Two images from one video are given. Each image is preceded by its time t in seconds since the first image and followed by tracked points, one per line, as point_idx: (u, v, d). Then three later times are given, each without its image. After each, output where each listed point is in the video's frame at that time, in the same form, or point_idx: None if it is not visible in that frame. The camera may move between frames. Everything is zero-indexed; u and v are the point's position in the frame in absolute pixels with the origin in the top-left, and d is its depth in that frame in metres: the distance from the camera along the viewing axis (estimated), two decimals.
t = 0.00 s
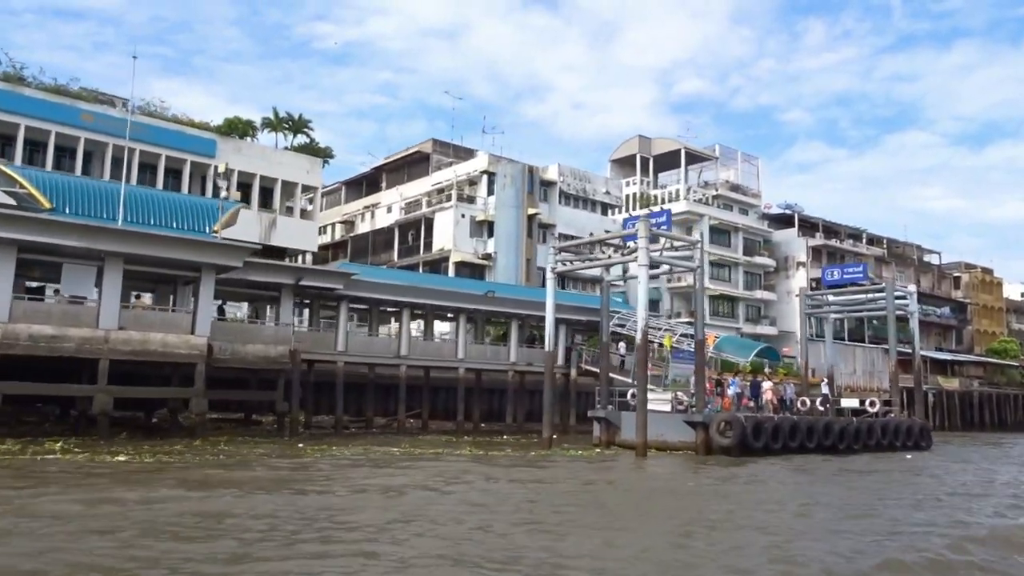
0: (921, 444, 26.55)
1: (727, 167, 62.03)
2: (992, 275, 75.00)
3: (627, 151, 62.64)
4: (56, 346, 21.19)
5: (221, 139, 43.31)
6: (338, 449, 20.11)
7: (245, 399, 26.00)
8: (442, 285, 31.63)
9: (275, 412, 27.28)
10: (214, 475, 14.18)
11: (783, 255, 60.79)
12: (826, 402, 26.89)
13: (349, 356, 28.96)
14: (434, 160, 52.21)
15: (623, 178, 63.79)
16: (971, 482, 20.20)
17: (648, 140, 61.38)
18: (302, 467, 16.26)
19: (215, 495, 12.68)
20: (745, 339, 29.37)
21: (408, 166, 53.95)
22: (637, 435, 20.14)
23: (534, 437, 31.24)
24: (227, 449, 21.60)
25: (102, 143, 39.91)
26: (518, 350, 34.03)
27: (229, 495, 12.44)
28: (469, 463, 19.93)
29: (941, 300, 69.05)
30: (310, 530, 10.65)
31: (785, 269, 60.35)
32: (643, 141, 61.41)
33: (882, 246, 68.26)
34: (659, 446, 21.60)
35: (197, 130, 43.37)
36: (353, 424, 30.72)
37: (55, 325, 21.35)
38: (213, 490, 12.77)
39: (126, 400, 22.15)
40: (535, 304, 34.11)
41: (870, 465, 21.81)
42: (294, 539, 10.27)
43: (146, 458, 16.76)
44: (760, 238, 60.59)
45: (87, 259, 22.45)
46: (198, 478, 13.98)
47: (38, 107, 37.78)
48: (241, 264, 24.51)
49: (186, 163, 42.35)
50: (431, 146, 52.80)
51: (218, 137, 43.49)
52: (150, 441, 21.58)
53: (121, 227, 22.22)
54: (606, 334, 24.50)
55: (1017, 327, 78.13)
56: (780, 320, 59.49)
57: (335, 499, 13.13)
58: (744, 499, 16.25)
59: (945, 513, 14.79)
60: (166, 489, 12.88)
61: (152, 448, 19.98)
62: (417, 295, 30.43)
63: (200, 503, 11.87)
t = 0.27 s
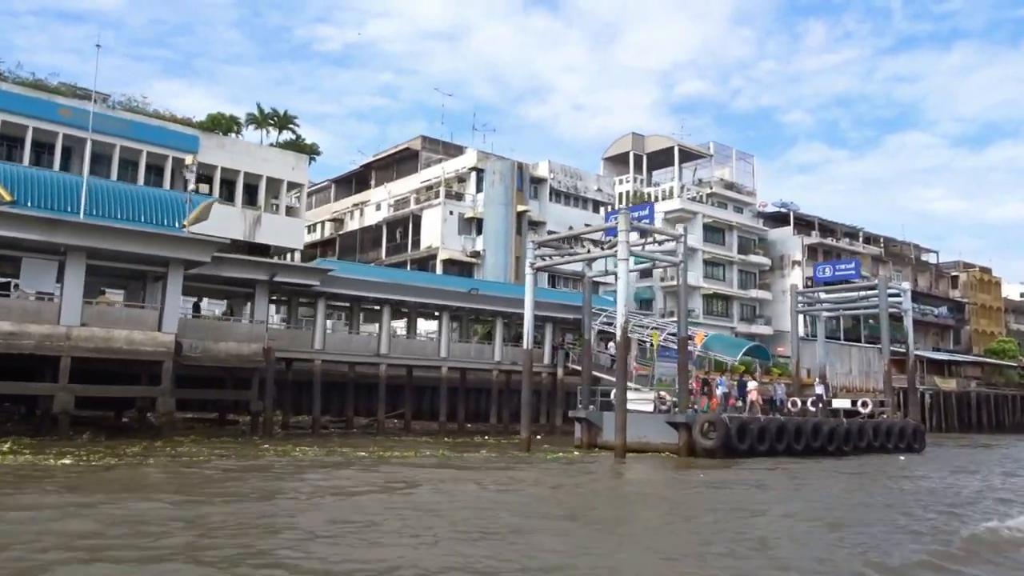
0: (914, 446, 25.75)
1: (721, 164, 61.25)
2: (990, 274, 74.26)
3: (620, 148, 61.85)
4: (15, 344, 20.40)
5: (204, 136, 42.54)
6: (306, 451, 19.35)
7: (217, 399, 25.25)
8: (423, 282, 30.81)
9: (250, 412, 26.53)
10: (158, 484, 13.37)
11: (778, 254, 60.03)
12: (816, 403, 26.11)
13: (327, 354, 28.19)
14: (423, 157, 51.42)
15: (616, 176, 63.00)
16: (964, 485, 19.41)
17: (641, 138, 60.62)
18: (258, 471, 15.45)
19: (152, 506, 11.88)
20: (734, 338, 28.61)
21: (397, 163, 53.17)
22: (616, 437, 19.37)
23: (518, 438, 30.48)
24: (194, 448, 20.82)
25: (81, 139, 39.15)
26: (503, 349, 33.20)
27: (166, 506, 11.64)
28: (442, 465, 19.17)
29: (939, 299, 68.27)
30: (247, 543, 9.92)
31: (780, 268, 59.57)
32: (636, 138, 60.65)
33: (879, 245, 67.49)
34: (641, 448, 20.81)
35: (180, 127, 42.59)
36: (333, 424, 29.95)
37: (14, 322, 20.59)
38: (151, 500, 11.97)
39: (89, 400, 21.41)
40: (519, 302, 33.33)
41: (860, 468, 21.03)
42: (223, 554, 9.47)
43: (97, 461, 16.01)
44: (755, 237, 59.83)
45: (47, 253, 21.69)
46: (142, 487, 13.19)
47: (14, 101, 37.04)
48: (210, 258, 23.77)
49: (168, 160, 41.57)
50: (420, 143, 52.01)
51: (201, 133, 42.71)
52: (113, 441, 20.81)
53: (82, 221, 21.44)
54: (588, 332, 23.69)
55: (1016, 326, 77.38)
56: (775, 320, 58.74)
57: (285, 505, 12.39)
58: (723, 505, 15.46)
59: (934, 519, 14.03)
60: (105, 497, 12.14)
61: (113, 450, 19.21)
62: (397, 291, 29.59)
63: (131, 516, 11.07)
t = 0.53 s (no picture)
0: (909, 447, 24.94)
1: (716, 163, 60.50)
2: (990, 274, 73.47)
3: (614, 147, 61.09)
4: None
5: (188, 135, 41.86)
6: (273, 454, 18.56)
7: (189, 402, 24.51)
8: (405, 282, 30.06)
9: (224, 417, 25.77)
10: (100, 488, 12.54)
11: (774, 254, 59.29)
12: (808, 403, 25.33)
13: (305, 356, 27.39)
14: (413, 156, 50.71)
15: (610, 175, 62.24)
16: (961, 488, 18.58)
17: (635, 136, 59.87)
18: (212, 473, 14.60)
19: (85, 510, 11.02)
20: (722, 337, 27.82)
21: (387, 163, 52.44)
22: (595, 439, 18.55)
23: (503, 441, 29.72)
24: (159, 452, 20.09)
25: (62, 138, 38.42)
26: (488, 349, 32.42)
27: (100, 510, 10.79)
28: (415, 467, 18.39)
29: (938, 299, 67.47)
30: (179, 547, 9.15)
31: (777, 268, 58.81)
32: (631, 137, 59.89)
33: (877, 244, 66.70)
34: (625, 451, 20.01)
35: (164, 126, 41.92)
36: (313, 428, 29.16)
37: None
38: (86, 504, 11.13)
39: (52, 402, 20.70)
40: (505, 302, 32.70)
41: (853, 471, 20.21)
42: (148, 562, 8.64)
43: (46, 463, 15.17)
44: (751, 237, 59.08)
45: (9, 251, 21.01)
46: (82, 491, 12.32)
47: None
48: (180, 256, 23.03)
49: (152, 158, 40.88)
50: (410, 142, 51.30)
51: (185, 133, 42.02)
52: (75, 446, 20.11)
53: (45, 217, 20.73)
54: (571, 331, 22.86)
55: (1016, 327, 76.57)
56: (771, 321, 57.98)
57: (231, 509, 11.58)
58: (707, 508, 14.61)
59: (929, 523, 13.22)
60: (38, 502, 11.34)
61: (73, 453, 18.43)
62: (378, 291, 28.84)
63: (58, 520, 10.23)
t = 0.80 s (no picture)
0: (904, 455, 24.07)
1: (713, 164, 59.74)
2: (991, 277, 72.58)
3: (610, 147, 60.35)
4: None
5: (172, 132, 41.06)
6: (238, 460, 17.77)
7: (160, 405, 23.81)
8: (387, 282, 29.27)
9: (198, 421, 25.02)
10: (35, 495, 11.79)
11: (771, 256, 58.52)
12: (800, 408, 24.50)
13: (283, 358, 26.61)
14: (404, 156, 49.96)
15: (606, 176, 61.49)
16: (955, 498, 17.78)
17: (631, 136, 59.13)
18: (163, 479, 13.84)
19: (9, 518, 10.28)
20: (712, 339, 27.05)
21: (378, 163, 51.71)
22: (573, 445, 17.77)
23: (488, 445, 28.91)
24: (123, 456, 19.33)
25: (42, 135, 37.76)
26: (474, 352, 31.61)
27: (24, 519, 10.06)
28: (386, 472, 17.62)
29: (938, 303, 66.58)
30: (93, 560, 8.35)
31: (774, 270, 58.01)
32: (627, 137, 59.11)
33: (876, 247, 65.85)
34: (606, 457, 19.23)
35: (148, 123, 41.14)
36: (292, 432, 28.37)
37: None
38: (11, 512, 10.39)
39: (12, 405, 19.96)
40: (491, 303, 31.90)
41: (843, 479, 19.40)
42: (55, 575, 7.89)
43: None
44: (748, 239, 58.28)
45: None
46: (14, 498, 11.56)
47: None
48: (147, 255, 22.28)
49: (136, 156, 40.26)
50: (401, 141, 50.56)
51: (169, 130, 41.22)
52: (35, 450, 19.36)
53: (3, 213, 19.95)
54: (553, 332, 22.07)
55: (1017, 331, 75.66)
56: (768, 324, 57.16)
57: (168, 520, 10.79)
58: (685, 519, 13.85)
59: (920, 535, 12.42)
60: None
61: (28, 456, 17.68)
62: (358, 292, 28.06)
63: None
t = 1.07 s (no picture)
0: (901, 456, 23.25)
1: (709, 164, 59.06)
2: (992, 277, 71.74)
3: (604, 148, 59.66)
4: None
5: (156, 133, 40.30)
6: (201, 468, 16.97)
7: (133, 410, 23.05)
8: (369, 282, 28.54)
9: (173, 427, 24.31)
10: None
11: (769, 256, 57.76)
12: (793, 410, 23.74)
13: (261, 361, 25.86)
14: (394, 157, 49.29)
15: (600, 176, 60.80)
16: (952, 502, 17.00)
17: (625, 137, 58.45)
18: (113, 492, 13.13)
19: None
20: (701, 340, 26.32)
21: (368, 164, 51.05)
22: (551, 450, 17.02)
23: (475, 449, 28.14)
24: (88, 462, 18.62)
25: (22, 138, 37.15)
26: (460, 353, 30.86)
27: None
28: (359, 477, 16.89)
29: (939, 303, 65.74)
30: None
31: (771, 271, 57.25)
32: (621, 138, 58.44)
33: (875, 246, 65.04)
34: (589, 461, 18.47)
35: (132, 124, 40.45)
36: (274, 438, 27.65)
37: None
38: None
39: None
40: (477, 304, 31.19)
41: (835, 483, 18.63)
42: None
43: None
44: (745, 240, 57.52)
45: None
46: None
47: None
48: (112, 254, 21.56)
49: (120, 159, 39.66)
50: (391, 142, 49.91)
51: (153, 130, 40.51)
52: None
53: None
54: (534, 332, 21.29)
55: (1020, 331, 74.78)
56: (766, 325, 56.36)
57: (100, 540, 9.97)
58: (663, 528, 13.10)
59: (913, 543, 11.59)
60: None
61: None
62: (339, 292, 27.34)
63: None
